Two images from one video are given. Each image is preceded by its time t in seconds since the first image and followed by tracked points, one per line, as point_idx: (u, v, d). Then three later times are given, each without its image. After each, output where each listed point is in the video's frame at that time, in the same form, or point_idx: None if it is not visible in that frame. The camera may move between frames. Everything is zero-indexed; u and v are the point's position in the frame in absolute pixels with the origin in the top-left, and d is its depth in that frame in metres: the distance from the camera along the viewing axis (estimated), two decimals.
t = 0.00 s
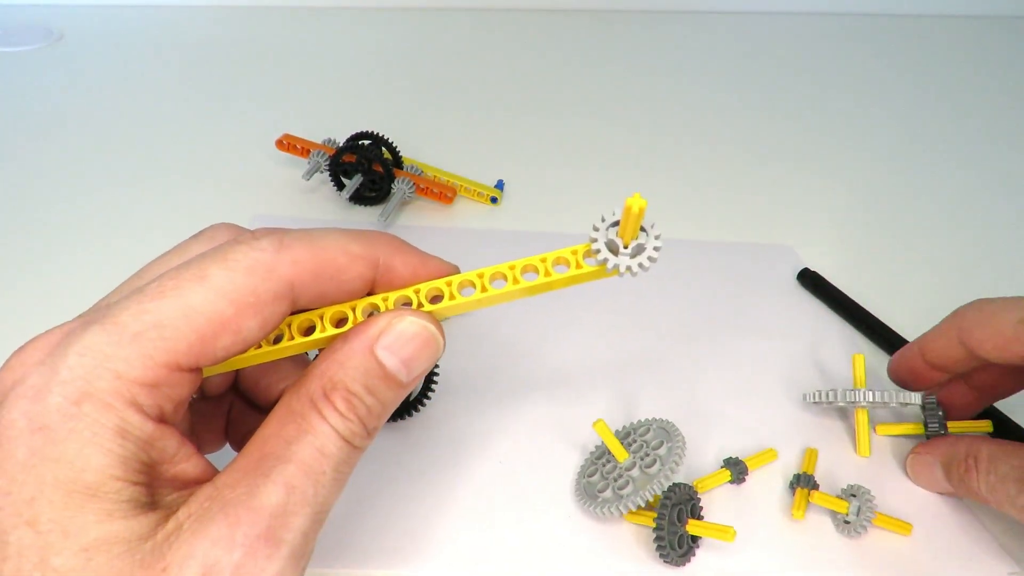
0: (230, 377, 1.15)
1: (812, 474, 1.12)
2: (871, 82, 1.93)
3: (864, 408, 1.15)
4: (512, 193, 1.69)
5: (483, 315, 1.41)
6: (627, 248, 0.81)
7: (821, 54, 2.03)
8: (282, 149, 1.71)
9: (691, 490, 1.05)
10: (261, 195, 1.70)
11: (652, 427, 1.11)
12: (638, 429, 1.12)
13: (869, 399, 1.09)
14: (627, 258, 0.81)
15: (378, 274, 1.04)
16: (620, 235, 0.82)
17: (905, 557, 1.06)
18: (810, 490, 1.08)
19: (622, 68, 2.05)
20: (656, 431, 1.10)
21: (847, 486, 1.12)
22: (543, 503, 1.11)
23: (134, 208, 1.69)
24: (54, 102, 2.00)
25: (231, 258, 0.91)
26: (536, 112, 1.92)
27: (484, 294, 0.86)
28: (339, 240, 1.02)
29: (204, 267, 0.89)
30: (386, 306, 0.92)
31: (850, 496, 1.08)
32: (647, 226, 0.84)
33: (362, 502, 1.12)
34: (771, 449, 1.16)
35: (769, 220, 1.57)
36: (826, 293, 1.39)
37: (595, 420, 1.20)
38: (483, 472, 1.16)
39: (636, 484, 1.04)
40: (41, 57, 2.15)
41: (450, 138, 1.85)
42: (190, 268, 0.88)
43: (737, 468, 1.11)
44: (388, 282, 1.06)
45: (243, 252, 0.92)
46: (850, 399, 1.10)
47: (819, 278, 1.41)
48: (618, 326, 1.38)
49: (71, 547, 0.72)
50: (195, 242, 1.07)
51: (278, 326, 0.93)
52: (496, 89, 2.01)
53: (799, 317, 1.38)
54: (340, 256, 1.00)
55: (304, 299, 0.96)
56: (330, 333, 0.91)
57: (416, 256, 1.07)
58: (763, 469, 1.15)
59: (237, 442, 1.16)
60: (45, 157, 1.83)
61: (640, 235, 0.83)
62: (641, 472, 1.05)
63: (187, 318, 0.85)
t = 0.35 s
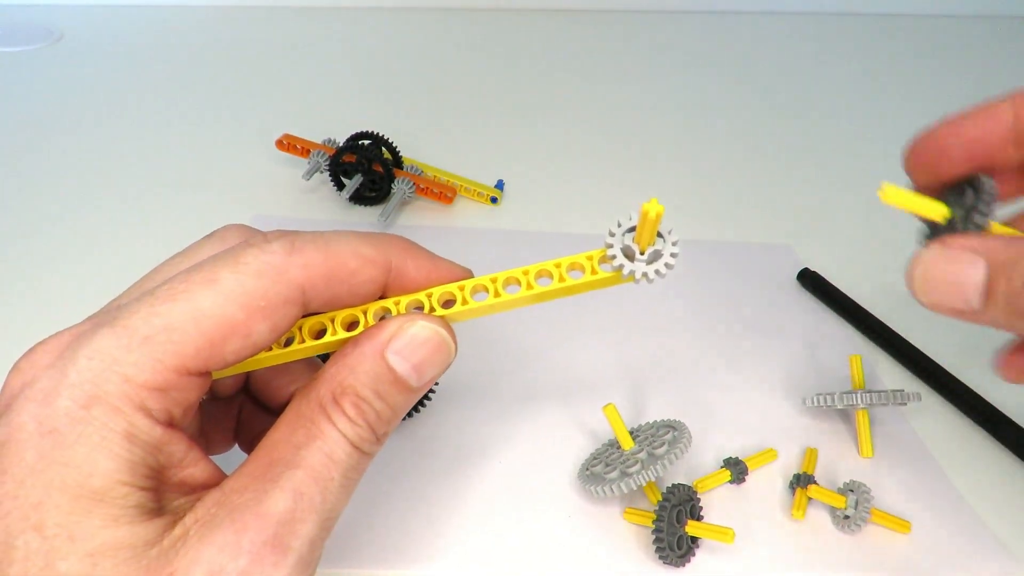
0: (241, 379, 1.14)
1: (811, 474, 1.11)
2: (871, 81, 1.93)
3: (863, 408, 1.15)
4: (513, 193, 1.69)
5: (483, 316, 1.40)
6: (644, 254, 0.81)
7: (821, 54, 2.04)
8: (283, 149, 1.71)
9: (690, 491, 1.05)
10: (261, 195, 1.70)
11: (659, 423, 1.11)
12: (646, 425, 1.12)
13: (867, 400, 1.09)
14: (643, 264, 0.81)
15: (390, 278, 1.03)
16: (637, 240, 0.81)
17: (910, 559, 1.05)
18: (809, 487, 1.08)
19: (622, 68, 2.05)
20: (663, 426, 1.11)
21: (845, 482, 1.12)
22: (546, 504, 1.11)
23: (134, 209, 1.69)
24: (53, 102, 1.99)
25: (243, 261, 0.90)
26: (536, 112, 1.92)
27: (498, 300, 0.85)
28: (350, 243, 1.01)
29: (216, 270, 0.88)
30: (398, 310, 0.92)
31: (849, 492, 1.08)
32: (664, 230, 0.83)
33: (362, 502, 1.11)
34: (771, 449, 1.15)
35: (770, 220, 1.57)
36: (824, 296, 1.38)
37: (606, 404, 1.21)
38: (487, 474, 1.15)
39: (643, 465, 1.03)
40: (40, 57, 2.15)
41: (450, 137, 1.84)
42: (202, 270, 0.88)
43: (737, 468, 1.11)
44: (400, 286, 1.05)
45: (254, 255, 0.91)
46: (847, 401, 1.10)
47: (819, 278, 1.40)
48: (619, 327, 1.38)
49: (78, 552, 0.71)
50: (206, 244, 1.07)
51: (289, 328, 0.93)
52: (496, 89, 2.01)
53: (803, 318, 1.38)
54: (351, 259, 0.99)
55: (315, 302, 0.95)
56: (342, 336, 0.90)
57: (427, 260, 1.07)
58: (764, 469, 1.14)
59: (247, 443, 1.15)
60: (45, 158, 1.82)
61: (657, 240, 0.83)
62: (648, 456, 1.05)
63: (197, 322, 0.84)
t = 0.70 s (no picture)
0: (241, 379, 1.14)
1: (811, 473, 1.11)
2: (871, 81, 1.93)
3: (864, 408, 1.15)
4: (512, 192, 1.68)
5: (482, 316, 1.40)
6: (643, 255, 0.81)
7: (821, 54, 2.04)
8: (282, 149, 1.71)
9: (690, 491, 1.05)
10: (260, 195, 1.70)
11: (658, 423, 1.11)
12: (645, 424, 1.12)
13: (868, 400, 1.08)
14: (643, 264, 0.81)
15: (389, 278, 1.03)
16: (636, 241, 0.81)
17: (911, 561, 1.04)
18: (809, 487, 1.08)
19: (621, 67, 2.05)
20: (661, 426, 1.10)
21: (846, 483, 1.11)
22: (545, 504, 1.11)
23: (134, 208, 1.69)
24: (53, 102, 1.99)
25: (239, 261, 0.90)
26: (536, 112, 1.92)
27: (497, 301, 0.85)
28: (348, 243, 1.01)
29: (212, 270, 0.88)
30: (396, 311, 0.91)
31: (849, 492, 1.08)
32: (663, 230, 0.83)
33: (361, 502, 1.11)
34: (771, 449, 1.15)
35: (770, 221, 1.57)
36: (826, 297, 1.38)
37: (604, 406, 1.21)
38: (486, 475, 1.15)
39: (641, 467, 1.03)
40: (41, 57, 2.15)
41: (449, 137, 1.84)
42: (198, 270, 0.88)
43: (737, 468, 1.10)
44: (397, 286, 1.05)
45: (251, 255, 0.91)
46: (848, 402, 1.09)
47: (818, 278, 1.39)
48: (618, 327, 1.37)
49: (74, 550, 0.71)
50: (206, 243, 1.07)
51: (288, 328, 0.92)
52: (496, 89, 2.01)
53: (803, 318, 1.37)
54: (350, 258, 0.99)
55: (312, 302, 0.95)
56: (341, 337, 0.89)
57: (425, 260, 1.06)
58: (764, 468, 1.14)
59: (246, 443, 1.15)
60: (45, 158, 1.82)
61: (657, 240, 0.83)
62: (647, 456, 1.04)
63: (193, 321, 0.84)
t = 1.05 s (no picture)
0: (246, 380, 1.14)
1: (811, 474, 1.11)
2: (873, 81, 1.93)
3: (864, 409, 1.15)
4: (512, 192, 1.69)
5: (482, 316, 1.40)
6: (651, 264, 0.81)
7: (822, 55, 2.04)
8: (283, 149, 1.71)
9: (690, 491, 1.05)
10: (260, 194, 1.70)
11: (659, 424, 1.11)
12: (647, 425, 1.12)
13: (869, 401, 1.08)
14: (651, 273, 0.81)
15: (396, 283, 1.02)
16: (644, 250, 0.82)
17: (910, 560, 1.04)
18: (809, 488, 1.08)
19: (622, 67, 2.05)
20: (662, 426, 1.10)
21: (845, 483, 1.11)
22: (546, 504, 1.11)
23: (134, 208, 1.69)
24: (54, 102, 1.99)
25: (247, 263, 0.90)
26: (537, 112, 1.92)
27: (503, 306, 0.85)
28: (356, 246, 1.01)
29: (220, 272, 0.88)
30: (402, 314, 0.91)
31: (848, 492, 1.08)
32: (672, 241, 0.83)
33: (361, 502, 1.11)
34: (771, 449, 1.15)
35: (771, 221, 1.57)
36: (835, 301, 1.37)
37: (605, 407, 1.21)
38: (488, 475, 1.15)
39: (642, 467, 1.03)
40: (41, 57, 2.15)
41: (450, 137, 1.84)
42: (206, 272, 0.88)
43: (737, 468, 1.11)
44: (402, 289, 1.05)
45: (259, 257, 0.91)
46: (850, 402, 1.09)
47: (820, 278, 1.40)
48: (618, 327, 1.38)
49: (78, 552, 0.71)
50: (214, 245, 1.07)
51: (294, 331, 0.92)
52: (497, 88, 2.01)
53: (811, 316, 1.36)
54: (356, 263, 0.99)
55: (319, 305, 0.95)
56: (346, 340, 0.89)
57: (432, 264, 1.05)
58: (764, 468, 1.14)
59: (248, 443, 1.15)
60: (45, 158, 1.82)
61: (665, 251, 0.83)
62: (647, 457, 1.05)
63: (201, 324, 0.85)
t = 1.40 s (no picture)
0: (246, 381, 1.14)
1: (811, 473, 1.11)
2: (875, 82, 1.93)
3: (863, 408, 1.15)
4: (512, 192, 1.68)
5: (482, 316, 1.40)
6: (650, 263, 0.81)
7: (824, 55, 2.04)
8: (282, 149, 1.71)
9: (690, 491, 1.05)
10: (260, 194, 1.70)
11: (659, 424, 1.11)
12: (647, 425, 1.12)
13: (869, 400, 1.08)
14: (649, 273, 0.81)
15: (394, 283, 1.02)
16: (643, 249, 0.81)
17: (910, 560, 1.04)
18: (809, 487, 1.08)
19: (625, 68, 2.05)
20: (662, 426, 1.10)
21: (845, 483, 1.11)
22: (546, 504, 1.11)
23: (133, 208, 1.68)
24: (54, 102, 1.99)
25: (245, 263, 0.90)
26: (537, 112, 1.92)
27: (503, 306, 0.84)
28: (355, 247, 1.01)
29: (218, 273, 0.88)
30: (401, 315, 0.91)
31: (848, 492, 1.08)
32: (671, 240, 0.83)
33: (364, 504, 1.11)
34: (771, 449, 1.15)
35: (771, 221, 1.57)
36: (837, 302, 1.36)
37: (604, 407, 1.21)
38: (487, 476, 1.15)
39: (642, 467, 1.03)
40: (41, 58, 2.15)
41: (451, 137, 1.84)
42: (204, 274, 0.88)
43: (737, 468, 1.11)
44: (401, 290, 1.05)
45: (257, 258, 0.91)
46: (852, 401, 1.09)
47: (819, 278, 1.40)
48: (618, 327, 1.37)
49: (76, 554, 0.71)
50: (213, 245, 1.07)
51: (293, 331, 0.92)
52: (496, 88, 2.01)
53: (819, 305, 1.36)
54: (354, 264, 0.99)
55: (317, 306, 0.95)
56: (345, 341, 0.89)
57: (431, 265, 1.05)
58: (764, 468, 1.14)
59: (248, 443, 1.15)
60: (44, 158, 1.82)
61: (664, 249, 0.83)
62: (647, 457, 1.04)
63: (198, 325, 0.84)
